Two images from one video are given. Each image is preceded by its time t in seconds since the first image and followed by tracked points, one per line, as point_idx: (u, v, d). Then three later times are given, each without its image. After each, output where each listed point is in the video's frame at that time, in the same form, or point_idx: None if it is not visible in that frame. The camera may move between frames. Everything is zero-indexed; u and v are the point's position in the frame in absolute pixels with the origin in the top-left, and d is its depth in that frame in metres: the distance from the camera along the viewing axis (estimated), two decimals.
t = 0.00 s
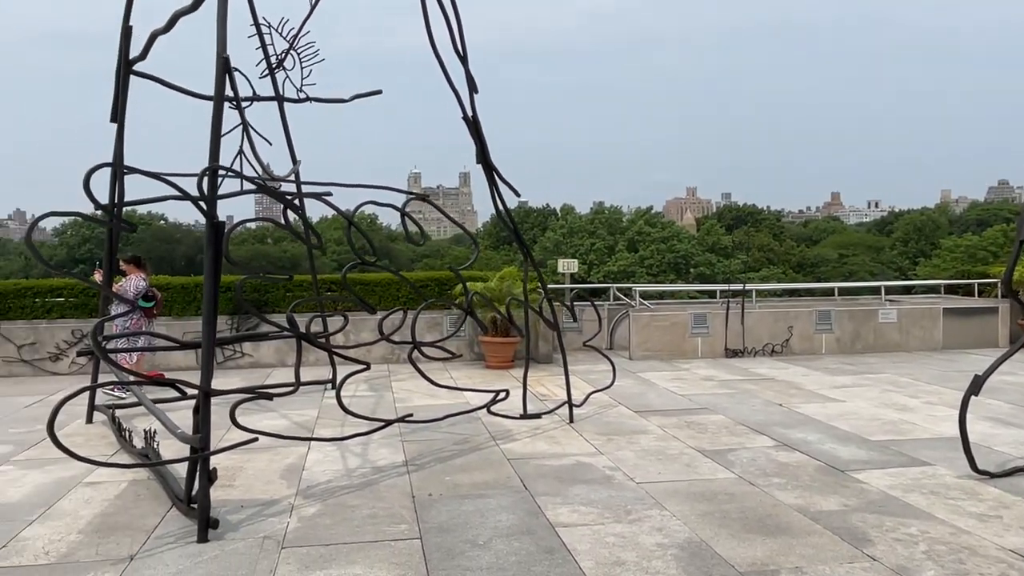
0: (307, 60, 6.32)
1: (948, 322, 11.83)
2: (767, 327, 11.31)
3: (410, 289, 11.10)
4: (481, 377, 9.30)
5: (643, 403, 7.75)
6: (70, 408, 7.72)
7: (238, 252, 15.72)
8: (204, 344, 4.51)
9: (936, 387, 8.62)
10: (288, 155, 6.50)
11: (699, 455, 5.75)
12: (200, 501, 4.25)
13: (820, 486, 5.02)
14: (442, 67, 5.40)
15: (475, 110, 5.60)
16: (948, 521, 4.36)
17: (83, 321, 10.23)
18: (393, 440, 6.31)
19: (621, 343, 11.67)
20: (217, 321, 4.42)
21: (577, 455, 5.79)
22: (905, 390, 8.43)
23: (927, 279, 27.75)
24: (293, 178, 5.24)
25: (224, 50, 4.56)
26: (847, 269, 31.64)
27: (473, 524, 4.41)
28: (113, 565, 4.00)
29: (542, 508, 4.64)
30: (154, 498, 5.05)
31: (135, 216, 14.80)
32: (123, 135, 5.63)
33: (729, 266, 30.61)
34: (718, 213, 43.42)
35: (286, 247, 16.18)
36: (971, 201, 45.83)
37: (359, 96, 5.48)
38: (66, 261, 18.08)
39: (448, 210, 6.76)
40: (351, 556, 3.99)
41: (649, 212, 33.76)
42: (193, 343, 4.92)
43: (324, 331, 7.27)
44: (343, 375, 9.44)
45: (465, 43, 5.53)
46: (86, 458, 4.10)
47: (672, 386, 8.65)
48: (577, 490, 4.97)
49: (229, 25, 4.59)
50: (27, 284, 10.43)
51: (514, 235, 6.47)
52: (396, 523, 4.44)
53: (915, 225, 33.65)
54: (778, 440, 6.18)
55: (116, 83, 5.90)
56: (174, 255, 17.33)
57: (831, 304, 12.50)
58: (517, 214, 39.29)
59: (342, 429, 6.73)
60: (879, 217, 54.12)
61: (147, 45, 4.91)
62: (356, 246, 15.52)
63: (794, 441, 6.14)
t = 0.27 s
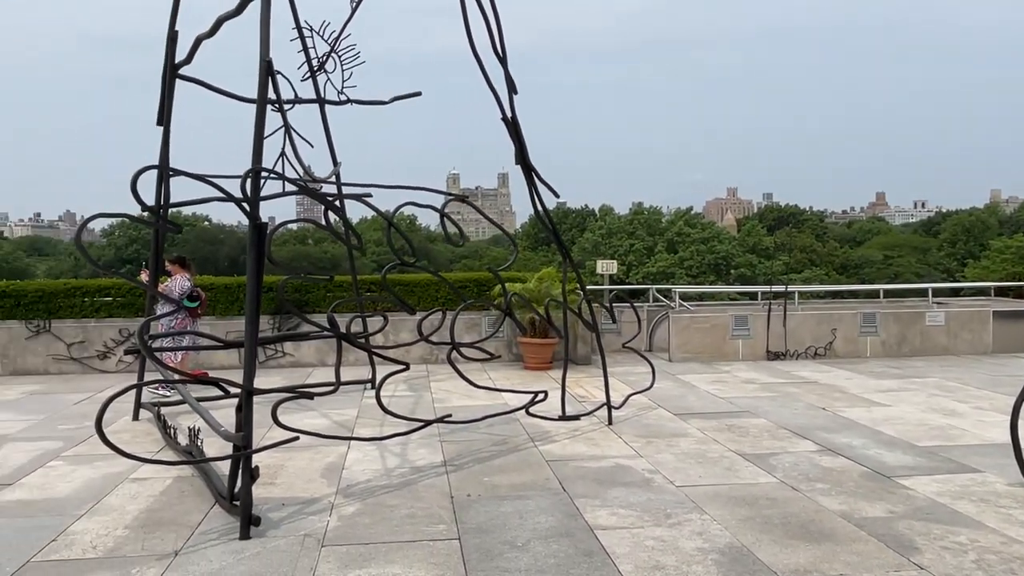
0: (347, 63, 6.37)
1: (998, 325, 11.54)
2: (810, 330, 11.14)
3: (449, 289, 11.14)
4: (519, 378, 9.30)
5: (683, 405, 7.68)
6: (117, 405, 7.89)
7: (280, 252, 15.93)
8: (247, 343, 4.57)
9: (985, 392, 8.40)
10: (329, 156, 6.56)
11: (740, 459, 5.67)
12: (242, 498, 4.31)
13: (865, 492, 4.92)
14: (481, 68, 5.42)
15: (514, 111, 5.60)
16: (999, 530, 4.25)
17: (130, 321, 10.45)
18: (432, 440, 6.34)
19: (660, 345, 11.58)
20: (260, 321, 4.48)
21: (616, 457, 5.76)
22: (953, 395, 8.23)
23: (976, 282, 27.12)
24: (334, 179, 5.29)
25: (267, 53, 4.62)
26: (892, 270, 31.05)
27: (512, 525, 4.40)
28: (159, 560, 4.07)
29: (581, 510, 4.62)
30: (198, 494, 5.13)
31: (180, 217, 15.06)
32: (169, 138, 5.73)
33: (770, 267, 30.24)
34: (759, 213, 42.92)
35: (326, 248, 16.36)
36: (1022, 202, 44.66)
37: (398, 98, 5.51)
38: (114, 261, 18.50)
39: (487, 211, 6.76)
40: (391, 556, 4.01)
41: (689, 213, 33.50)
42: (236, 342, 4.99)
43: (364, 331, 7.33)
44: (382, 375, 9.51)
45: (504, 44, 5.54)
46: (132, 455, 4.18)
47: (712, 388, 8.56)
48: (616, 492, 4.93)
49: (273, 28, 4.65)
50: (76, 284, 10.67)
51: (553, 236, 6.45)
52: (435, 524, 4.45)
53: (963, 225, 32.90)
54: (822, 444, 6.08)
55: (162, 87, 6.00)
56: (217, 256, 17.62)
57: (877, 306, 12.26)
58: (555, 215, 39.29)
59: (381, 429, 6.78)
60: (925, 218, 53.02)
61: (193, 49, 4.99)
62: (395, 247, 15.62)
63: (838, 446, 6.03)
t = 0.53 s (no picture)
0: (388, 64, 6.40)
1: None
2: (855, 332, 10.93)
3: (488, 290, 11.16)
4: (558, 379, 9.28)
5: (724, 408, 7.59)
6: (163, 402, 8.05)
7: (322, 252, 16.12)
8: (287, 342, 4.61)
9: None
10: (370, 157, 6.61)
11: (782, 463, 5.58)
12: (282, 496, 4.35)
13: (912, 499, 4.80)
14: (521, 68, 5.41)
15: (553, 111, 5.58)
16: None
17: (176, 319, 10.66)
18: (470, 440, 6.35)
19: (701, 347, 11.47)
20: (300, 320, 4.52)
21: (655, 460, 5.71)
22: (1005, 400, 8.01)
23: None
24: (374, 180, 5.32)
25: (309, 55, 4.67)
26: (941, 272, 30.34)
27: (549, 527, 4.39)
28: (201, 556, 4.13)
29: (619, 513, 4.58)
30: (239, 491, 5.20)
31: (225, 218, 15.32)
32: (213, 139, 5.82)
33: (814, 268, 29.77)
34: (804, 214, 42.28)
35: (367, 248, 16.50)
36: None
37: (438, 99, 5.53)
38: (161, 261, 18.89)
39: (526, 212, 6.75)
40: (428, 555, 4.02)
41: (731, 213, 33.13)
42: (278, 341, 5.05)
43: (404, 331, 7.36)
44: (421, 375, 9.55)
45: (544, 44, 5.53)
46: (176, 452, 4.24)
47: (754, 391, 8.44)
48: (655, 495, 4.89)
49: (314, 30, 4.70)
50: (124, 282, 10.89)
51: (592, 237, 6.42)
52: (472, 524, 4.45)
53: (1016, 226, 32.02)
54: (867, 449, 5.95)
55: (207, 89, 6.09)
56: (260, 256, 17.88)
57: (925, 308, 11.98)
58: (595, 216, 39.16)
59: (420, 428, 6.81)
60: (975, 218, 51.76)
61: (237, 52, 5.06)
62: (435, 247, 15.71)
63: (884, 451, 5.90)
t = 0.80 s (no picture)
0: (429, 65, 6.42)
1: None
2: (904, 335, 10.69)
3: (529, 290, 11.14)
4: (599, 380, 9.24)
5: (767, 411, 7.47)
6: (208, 399, 8.19)
7: (364, 252, 16.26)
8: (329, 341, 4.65)
9: None
10: (412, 158, 6.64)
11: (828, 468, 5.47)
12: (324, 494, 4.39)
13: (963, 506, 4.67)
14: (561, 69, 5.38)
15: (594, 111, 5.54)
16: None
17: (221, 318, 10.83)
18: (510, 441, 6.34)
19: (744, 349, 11.32)
20: (342, 319, 4.56)
21: (697, 463, 5.64)
22: None
23: None
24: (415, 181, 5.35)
25: (351, 57, 4.70)
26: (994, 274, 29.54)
27: (589, 529, 4.36)
28: (244, 551, 4.19)
29: (660, 516, 4.54)
30: (282, 488, 5.26)
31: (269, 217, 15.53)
32: (258, 141, 5.90)
33: (861, 269, 29.21)
34: (850, 214, 41.53)
35: (409, 249, 16.60)
36: None
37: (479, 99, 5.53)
38: (208, 260, 19.24)
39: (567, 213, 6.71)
40: (467, 555, 4.02)
41: (775, 213, 32.67)
42: (320, 340, 5.09)
43: (445, 331, 7.38)
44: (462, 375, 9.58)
45: (585, 44, 5.50)
46: (220, 449, 4.31)
47: (798, 394, 8.30)
48: (696, 499, 4.83)
49: (356, 32, 4.73)
50: (171, 282, 11.07)
51: (634, 238, 6.36)
52: (512, 525, 4.44)
53: None
54: (916, 455, 5.81)
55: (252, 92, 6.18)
56: (304, 256, 18.10)
57: (977, 310, 11.66)
58: (637, 216, 38.94)
59: (461, 428, 6.83)
60: None
61: (281, 55, 5.12)
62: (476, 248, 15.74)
63: (934, 457, 5.76)
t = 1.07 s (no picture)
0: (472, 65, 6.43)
1: None
2: (956, 338, 10.42)
3: (571, 290, 11.10)
4: (641, 381, 9.17)
5: (814, 414, 7.34)
6: (254, 397, 8.32)
7: (407, 252, 16.38)
8: (372, 340, 4.69)
9: None
10: (454, 158, 6.65)
11: (876, 473, 5.36)
12: (366, 492, 4.42)
13: (1019, 515, 4.53)
14: (603, 67, 5.34)
15: (637, 110, 5.50)
16: None
17: (267, 317, 11.01)
18: (552, 441, 6.33)
19: (790, 351, 11.15)
20: (385, 319, 4.59)
21: (741, 466, 5.56)
22: None
23: None
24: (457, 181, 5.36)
25: (394, 57, 4.73)
26: None
27: (631, 531, 4.32)
28: (288, 548, 4.24)
29: (704, 520, 4.48)
30: (326, 486, 5.32)
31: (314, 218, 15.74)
32: (303, 142, 5.97)
33: (912, 270, 28.55)
34: (900, 213, 40.65)
35: (451, 248, 16.67)
36: None
37: (520, 99, 5.52)
38: (254, 260, 19.57)
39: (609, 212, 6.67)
40: (509, 556, 4.02)
41: (823, 213, 32.12)
42: (364, 339, 5.13)
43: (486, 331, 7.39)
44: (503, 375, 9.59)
45: (627, 42, 5.45)
46: (266, 447, 4.36)
47: (846, 397, 8.14)
48: (741, 503, 4.76)
49: (399, 33, 4.76)
50: (219, 281, 11.20)
51: (677, 238, 6.29)
52: (554, 526, 4.43)
53: None
54: (969, 461, 5.66)
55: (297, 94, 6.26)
56: (347, 256, 18.29)
57: None
58: (680, 216, 38.63)
59: (502, 428, 6.83)
60: None
61: (325, 57, 5.17)
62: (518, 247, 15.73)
63: (988, 463, 5.59)
